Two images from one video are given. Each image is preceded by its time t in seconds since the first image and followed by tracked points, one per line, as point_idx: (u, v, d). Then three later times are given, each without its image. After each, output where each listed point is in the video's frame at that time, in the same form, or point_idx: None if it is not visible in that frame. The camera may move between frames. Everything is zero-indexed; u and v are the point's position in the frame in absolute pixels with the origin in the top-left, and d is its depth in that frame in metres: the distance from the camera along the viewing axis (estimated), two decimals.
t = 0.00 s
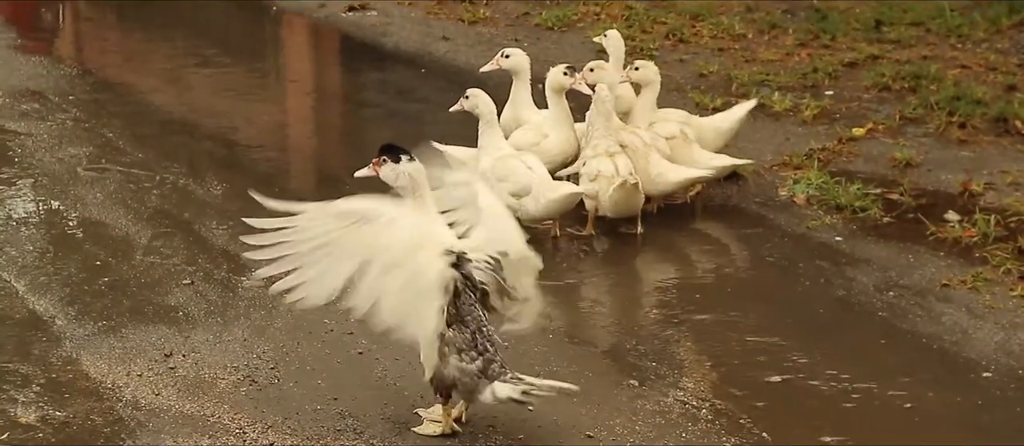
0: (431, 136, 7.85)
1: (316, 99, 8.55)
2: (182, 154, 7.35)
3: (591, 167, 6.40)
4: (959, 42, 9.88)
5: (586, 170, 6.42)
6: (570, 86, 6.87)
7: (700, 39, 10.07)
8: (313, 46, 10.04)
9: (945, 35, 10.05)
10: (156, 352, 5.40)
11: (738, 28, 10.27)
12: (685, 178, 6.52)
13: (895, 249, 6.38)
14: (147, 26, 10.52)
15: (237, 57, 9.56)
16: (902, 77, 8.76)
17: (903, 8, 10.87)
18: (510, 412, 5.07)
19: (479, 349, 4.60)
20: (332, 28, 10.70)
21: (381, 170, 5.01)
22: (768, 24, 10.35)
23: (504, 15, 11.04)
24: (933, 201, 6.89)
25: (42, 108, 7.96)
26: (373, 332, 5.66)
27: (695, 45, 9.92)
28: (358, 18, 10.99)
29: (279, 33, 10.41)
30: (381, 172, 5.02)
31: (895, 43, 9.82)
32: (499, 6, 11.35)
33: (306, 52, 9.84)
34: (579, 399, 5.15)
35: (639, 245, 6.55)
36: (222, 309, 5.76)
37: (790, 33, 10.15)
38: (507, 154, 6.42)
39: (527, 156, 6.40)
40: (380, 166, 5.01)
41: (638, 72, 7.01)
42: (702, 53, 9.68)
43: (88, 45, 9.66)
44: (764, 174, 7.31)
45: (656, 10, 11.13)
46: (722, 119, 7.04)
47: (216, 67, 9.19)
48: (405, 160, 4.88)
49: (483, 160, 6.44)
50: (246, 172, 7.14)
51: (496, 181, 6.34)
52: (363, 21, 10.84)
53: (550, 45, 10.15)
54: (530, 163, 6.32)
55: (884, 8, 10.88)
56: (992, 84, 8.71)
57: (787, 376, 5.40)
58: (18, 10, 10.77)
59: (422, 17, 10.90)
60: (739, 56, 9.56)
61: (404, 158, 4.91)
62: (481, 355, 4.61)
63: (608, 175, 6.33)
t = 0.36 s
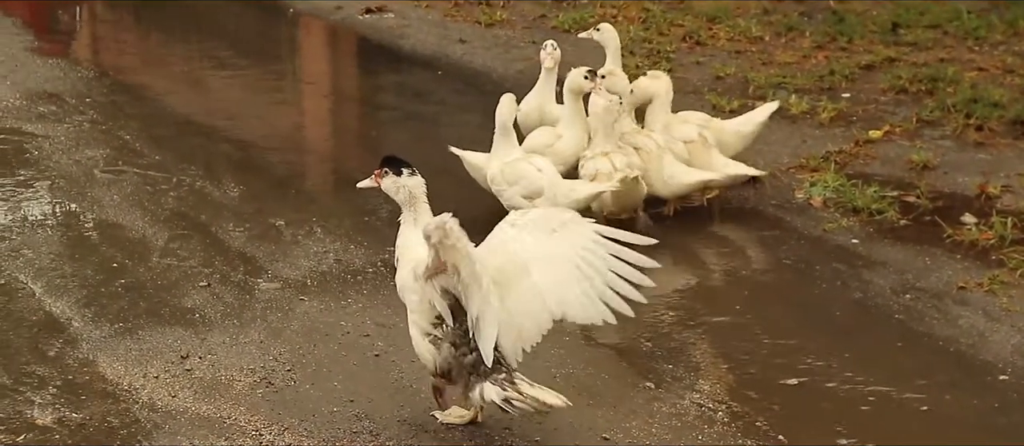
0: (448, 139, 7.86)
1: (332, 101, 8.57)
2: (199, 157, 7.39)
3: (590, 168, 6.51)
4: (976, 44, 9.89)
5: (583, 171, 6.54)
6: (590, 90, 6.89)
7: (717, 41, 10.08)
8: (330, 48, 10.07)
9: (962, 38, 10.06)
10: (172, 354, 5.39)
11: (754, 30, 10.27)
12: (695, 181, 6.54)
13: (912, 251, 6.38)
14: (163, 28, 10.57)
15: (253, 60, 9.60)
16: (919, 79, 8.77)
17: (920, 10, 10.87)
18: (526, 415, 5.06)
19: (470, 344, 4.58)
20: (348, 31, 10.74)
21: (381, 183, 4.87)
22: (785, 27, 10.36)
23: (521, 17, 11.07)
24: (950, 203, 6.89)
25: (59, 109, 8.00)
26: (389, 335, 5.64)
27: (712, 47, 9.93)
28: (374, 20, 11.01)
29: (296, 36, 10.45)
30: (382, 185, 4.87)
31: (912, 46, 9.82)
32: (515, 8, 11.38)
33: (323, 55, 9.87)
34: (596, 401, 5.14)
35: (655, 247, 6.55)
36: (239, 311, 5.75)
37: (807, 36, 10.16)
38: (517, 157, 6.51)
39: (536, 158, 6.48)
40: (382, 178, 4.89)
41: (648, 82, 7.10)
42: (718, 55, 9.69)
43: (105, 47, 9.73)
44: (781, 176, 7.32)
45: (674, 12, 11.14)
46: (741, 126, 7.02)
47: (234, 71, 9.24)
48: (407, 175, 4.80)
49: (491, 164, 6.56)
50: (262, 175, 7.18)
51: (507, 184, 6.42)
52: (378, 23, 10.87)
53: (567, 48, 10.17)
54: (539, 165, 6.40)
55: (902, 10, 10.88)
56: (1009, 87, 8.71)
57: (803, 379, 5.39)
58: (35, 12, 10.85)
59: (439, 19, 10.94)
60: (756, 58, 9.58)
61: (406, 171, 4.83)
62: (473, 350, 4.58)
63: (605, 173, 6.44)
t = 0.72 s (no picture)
0: (462, 139, 7.87)
1: (345, 101, 8.59)
2: (213, 156, 7.40)
3: (616, 162, 6.55)
4: (990, 44, 9.89)
5: (611, 163, 6.57)
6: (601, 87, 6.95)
7: (731, 41, 10.08)
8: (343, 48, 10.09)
9: (976, 38, 10.05)
10: (187, 353, 5.38)
11: (768, 30, 10.27)
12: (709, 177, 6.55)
13: (926, 251, 6.38)
14: (177, 27, 10.61)
15: (266, 59, 9.62)
16: (933, 79, 8.77)
17: (934, 10, 10.87)
18: (540, 414, 5.00)
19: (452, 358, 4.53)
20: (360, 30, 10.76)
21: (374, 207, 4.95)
22: (799, 27, 10.35)
23: (534, 17, 11.08)
24: (964, 203, 6.89)
25: (73, 109, 8.04)
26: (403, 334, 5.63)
27: (726, 47, 9.93)
28: (387, 20, 11.03)
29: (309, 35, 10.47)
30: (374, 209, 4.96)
31: (925, 45, 9.82)
32: (528, 8, 11.39)
33: (336, 54, 9.89)
34: (610, 401, 5.12)
35: (668, 247, 6.55)
36: (253, 310, 5.75)
37: (821, 36, 10.16)
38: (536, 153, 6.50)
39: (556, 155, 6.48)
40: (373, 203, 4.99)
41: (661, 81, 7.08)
42: (732, 55, 9.70)
43: (119, 47, 9.77)
44: (795, 176, 7.32)
45: (687, 12, 11.14)
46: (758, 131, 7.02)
47: (247, 70, 9.26)
48: (399, 200, 4.91)
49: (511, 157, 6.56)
50: (275, 175, 7.19)
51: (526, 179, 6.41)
52: (391, 23, 10.89)
53: (580, 48, 10.18)
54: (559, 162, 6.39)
55: (916, 10, 10.88)
56: None
57: (817, 379, 5.37)
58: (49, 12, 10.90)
59: (452, 19, 10.95)
60: (770, 58, 9.58)
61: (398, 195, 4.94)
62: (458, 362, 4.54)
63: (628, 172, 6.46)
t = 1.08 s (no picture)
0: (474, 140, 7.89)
1: (357, 101, 8.61)
2: (225, 156, 7.41)
3: (630, 164, 6.54)
4: (1002, 44, 9.88)
5: (624, 166, 6.56)
6: (613, 93, 6.92)
7: (743, 40, 10.08)
8: (356, 47, 10.11)
9: (988, 37, 10.04)
10: (198, 352, 5.38)
11: (780, 29, 10.27)
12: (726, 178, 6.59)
13: (938, 251, 6.38)
14: (188, 26, 10.63)
15: (278, 58, 9.64)
16: (945, 79, 8.77)
17: (946, 10, 10.86)
18: (552, 414, 4.98)
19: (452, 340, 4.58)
20: (372, 29, 10.77)
21: (349, 240, 4.87)
22: (811, 26, 10.35)
23: (546, 16, 11.10)
24: (976, 203, 6.88)
25: (85, 108, 8.07)
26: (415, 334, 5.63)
27: (738, 46, 9.94)
28: (398, 19, 11.04)
29: (321, 34, 10.49)
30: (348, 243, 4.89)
31: (937, 45, 9.82)
32: (539, 7, 11.40)
33: (347, 53, 9.91)
34: (621, 401, 5.11)
35: (679, 248, 6.55)
36: (265, 310, 5.74)
37: (833, 35, 10.16)
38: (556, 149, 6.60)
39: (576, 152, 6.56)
40: (348, 236, 4.91)
41: (671, 84, 7.07)
42: (744, 54, 9.71)
43: (131, 46, 9.80)
44: (807, 176, 7.33)
45: (699, 11, 11.14)
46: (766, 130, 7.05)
47: (259, 69, 9.27)
48: (374, 233, 4.84)
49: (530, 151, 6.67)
50: (286, 174, 7.20)
51: (542, 172, 6.50)
52: (402, 22, 10.90)
53: (591, 48, 10.19)
54: (576, 160, 6.46)
55: (928, 10, 10.87)
56: None
57: (829, 379, 5.36)
58: (62, 11, 10.94)
59: (464, 18, 10.97)
60: (782, 57, 9.58)
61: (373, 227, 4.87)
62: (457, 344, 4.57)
63: (646, 172, 6.46)
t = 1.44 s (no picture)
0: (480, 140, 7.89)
1: (364, 101, 8.61)
2: (231, 155, 7.41)
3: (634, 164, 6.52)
4: (1008, 44, 9.87)
5: (629, 167, 6.54)
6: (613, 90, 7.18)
7: (749, 41, 10.09)
8: (362, 46, 10.12)
9: (994, 37, 10.04)
10: (205, 352, 5.37)
11: (787, 29, 10.27)
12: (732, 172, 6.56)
13: (944, 251, 6.38)
14: (194, 25, 10.64)
15: (285, 58, 9.65)
16: (952, 79, 8.78)
17: (952, 10, 10.87)
18: (559, 414, 4.96)
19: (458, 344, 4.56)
20: (378, 28, 10.78)
21: (348, 239, 4.93)
22: (817, 26, 10.35)
23: (552, 16, 11.11)
24: (983, 203, 6.88)
25: (92, 108, 8.07)
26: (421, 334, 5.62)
27: (744, 47, 9.94)
28: (404, 19, 11.04)
29: (327, 33, 10.50)
30: (348, 241, 4.94)
31: (944, 45, 9.83)
32: (545, 7, 11.41)
33: (354, 53, 9.92)
34: (628, 401, 5.08)
35: (685, 248, 6.55)
36: (271, 310, 5.74)
37: (839, 35, 10.16)
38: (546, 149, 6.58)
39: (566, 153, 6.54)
40: (345, 235, 4.98)
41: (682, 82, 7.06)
42: (750, 55, 9.71)
43: (137, 45, 9.81)
44: (813, 176, 7.33)
45: (706, 11, 11.13)
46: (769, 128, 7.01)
47: (265, 69, 9.28)
48: (373, 231, 4.91)
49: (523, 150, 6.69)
50: (293, 174, 7.20)
51: (532, 173, 6.50)
52: (408, 22, 10.91)
53: (597, 47, 10.19)
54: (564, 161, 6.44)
55: (934, 10, 10.87)
56: None
57: (836, 380, 5.34)
58: (68, 11, 10.95)
59: (470, 18, 10.97)
60: (788, 57, 9.58)
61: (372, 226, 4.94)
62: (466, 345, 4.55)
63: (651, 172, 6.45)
